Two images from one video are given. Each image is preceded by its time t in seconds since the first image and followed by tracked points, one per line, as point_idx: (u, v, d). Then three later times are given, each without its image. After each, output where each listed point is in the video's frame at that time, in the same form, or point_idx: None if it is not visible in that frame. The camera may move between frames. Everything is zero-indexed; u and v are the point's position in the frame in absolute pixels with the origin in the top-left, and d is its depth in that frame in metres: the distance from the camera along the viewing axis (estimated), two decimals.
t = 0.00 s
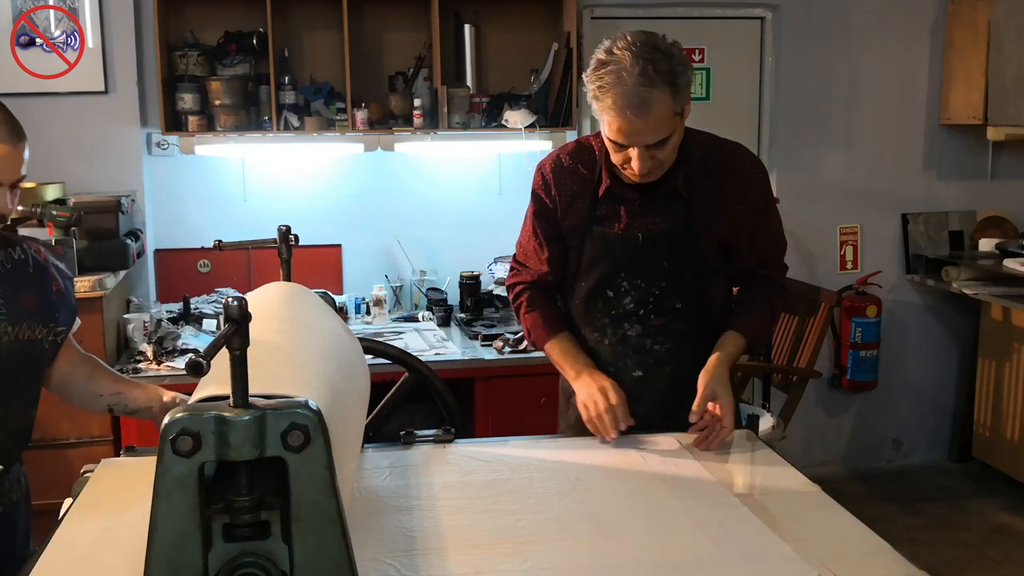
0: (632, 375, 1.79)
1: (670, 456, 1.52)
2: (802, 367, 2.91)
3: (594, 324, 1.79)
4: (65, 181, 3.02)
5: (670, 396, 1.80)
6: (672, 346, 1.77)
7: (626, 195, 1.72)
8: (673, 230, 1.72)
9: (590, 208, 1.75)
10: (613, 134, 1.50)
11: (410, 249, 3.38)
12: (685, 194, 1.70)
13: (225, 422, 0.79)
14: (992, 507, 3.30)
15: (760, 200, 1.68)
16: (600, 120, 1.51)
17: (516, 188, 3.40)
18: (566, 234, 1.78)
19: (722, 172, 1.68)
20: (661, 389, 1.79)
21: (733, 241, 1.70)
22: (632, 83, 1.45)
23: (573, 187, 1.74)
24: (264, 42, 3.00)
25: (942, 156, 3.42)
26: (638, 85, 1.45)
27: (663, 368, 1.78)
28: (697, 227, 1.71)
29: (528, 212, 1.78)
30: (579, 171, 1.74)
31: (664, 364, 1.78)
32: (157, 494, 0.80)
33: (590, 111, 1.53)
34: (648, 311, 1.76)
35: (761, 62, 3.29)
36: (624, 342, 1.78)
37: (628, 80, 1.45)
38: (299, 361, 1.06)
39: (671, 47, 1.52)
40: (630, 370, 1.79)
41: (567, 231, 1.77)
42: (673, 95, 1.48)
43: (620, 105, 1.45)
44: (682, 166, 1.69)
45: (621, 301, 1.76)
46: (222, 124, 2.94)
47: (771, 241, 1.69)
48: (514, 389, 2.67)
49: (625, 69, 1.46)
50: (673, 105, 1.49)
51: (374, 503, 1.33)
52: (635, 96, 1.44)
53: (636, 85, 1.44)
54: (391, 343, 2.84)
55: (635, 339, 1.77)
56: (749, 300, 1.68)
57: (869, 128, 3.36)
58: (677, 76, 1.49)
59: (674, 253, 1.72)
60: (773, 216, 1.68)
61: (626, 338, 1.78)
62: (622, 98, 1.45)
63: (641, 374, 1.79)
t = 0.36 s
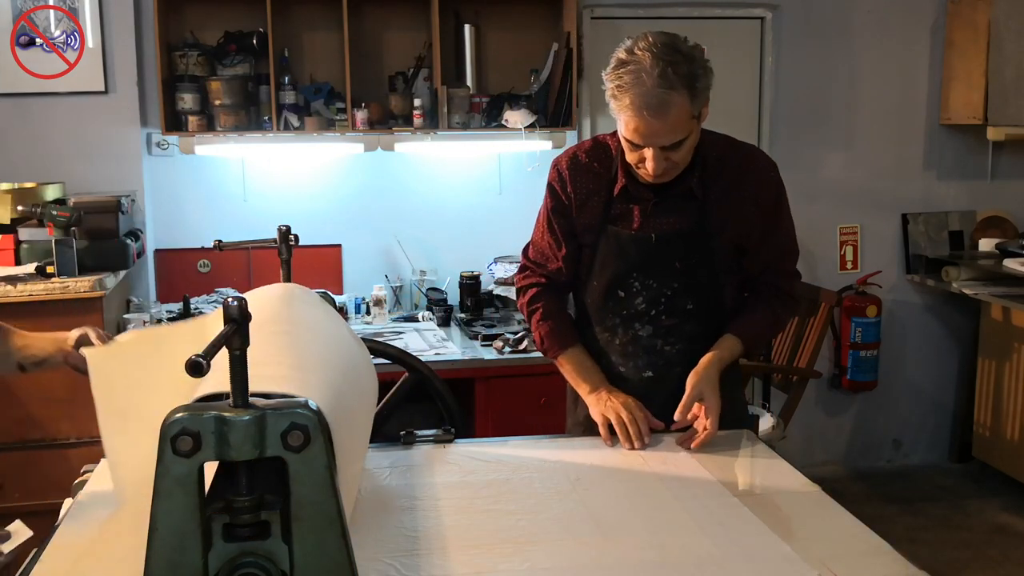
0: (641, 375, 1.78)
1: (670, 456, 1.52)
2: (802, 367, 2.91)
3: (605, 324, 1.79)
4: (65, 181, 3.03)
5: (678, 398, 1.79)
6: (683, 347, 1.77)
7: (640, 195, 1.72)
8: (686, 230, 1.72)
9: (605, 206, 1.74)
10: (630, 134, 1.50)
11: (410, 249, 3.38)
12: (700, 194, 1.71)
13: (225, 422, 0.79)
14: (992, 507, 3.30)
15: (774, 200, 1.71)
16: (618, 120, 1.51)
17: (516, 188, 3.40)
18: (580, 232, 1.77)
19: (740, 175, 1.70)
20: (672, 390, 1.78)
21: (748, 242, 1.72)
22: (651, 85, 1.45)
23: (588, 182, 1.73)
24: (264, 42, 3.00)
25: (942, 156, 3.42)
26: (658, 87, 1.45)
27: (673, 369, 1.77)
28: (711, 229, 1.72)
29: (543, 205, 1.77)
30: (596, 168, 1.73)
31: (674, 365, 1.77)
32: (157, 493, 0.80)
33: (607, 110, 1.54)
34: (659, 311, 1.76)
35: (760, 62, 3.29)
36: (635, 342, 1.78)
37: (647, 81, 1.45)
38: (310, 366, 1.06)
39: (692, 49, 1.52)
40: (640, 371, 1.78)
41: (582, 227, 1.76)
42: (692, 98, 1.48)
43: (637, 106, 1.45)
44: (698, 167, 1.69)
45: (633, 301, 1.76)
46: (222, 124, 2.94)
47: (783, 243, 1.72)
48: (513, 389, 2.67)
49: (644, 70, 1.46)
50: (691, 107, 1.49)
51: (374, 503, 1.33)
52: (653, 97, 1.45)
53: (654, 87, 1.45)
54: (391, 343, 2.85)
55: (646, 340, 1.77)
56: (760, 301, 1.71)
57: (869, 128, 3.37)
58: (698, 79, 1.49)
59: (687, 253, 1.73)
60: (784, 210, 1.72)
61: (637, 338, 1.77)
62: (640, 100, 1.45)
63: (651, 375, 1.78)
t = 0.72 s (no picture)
0: (650, 375, 1.78)
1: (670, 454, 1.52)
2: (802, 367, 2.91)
3: (616, 323, 1.79)
4: (65, 181, 3.03)
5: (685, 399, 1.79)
6: (692, 348, 1.77)
7: (652, 196, 1.72)
8: (697, 232, 1.71)
9: (617, 207, 1.75)
10: (637, 130, 1.51)
11: (410, 249, 3.38)
12: (711, 198, 1.70)
13: (225, 422, 0.79)
14: (992, 507, 3.30)
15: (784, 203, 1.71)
16: (627, 115, 1.51)
17: (516, 189, 3.40)
18: (592, 232, 1.77)
19: (751, 178, 1.69)
20: (681, 391, 1.78)
21: (757, 245, 1.72)
22: (660, 82, 1.45)
23: (601, 183, 1.73)
24: (264, 42, 3.00)
25: (942, 156, 3.42)
26: (668, 86, 1.45)
27: (681, 370, 1.77)
28: (722, 232, 1.71)
29: (557, 204, 1.78)
30: (608, 168, 1.73)
31: (683, 366, 1.77)
32: (157, 493, 0.80)
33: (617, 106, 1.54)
34: (669, 312, 1.76)
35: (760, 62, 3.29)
36: (644, 342, 1.78)
37: (655, 79, 1.46)
38: (320, 374, 1.04)
39: (706, 51, 1.51)
40: (648, 371, 1.78)
41: (594, 228, 1.76)
42: (700, 100, 1.48)
43: (644, 102, 1.46)
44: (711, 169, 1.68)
45: (642, 301, 1.76)
46: (222, 124, 2.94)
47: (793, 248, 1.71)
48: (514, 389, 2.67)
49: (655, 68, 1.46)
50: (700, 110, 1.49)
51: (374, 503, 1.33)
52: (659, 95, 1.45)
53: (662, 84, 1.45)
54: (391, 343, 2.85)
55: (655, 340, 1.77)
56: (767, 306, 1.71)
57: (869, 128, 3.36)
58: (708, 83, 1.48)
59: (698, 255, 1.72)
60: (793, 213, 1.71)
61: (646, 339, 1.77)
62: (647, 96, 1.46)
63: (660, 375, 1.78)
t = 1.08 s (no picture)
0: (652, 375, 1.79)
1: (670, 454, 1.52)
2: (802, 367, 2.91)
3: (619, 322, 1.80)
4: (64, 181, 3.03)
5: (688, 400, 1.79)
6: (695, 349, 1.77)
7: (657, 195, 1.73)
8: (703, 233, 1.72)
9: (625, 206, 1.75)
10: (641, 121, 1.51)
11: (410, 249, 3.38)
12: (718, 199, 1.70)
13: (225, 422, 0.79)
14: (992, 507, 3.30)
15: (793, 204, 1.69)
16: (632, 106, 1.52)
17: (515, 189, 3.40)
18: (597, 230, 1.77)
19: (758, 181, 1.69)
20: (683, 391, 1.78)
21: (763, 248, 1.71)
22: (664, 76, 1.45)
23: (609, 180, 1.74)
24: (264, 42, 3.00)
25: (942, 156, 3.42)
26: (673, 82, 1.45)
27: (683, 370, 1.77)
28: (728, 233, 1.71)
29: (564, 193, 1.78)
30: (617, 167, 1.74)
31: (685, 366, 1.77)
32: (157, 493, 0.80)
33: (623, 98, 1.55)
34: (672, 312, 1.76)
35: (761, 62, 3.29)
36: (646, 341, 1.78)
37: (660, 72, 1.46)
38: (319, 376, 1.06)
39: (720, 56, 1.51)
40: (650, 371, 1.79)
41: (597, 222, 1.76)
42: (704, 100, 1.47)
43: (647, 93, 1.46)
44: (717, 172, 1.69)
45: (646, 301, 1.77)
46: (222, 124, 2.94)
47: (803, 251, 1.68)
48: (514, 389, 2.67)
49: (662, 61, 1.47)
50: (703, 110, 1.48)
51: (374, 503, 1.33)
52: (662, 88, 1.45)
53: (667, 78, 1.45)
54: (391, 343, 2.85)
55: (658, 340, 1.77)
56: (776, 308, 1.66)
57: (869, 128, 3.37)
58: (714, 84, 1.48)
59: (702, 256, 1.72)
60: (801, 216, 1.69)
61: (649, 338, 1.78)
62: (650, 87, 1.46)
63: (662, 375, 1.78)
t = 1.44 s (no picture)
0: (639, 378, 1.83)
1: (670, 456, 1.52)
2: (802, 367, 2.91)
3: (607, 325, 1.83)
4: (64, 181, 3.03)
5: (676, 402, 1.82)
6: (680, 353, 1.79)
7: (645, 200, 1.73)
8: (688, 238, 1.73)
9: (611, 209, 1.76)
10: (625, 128, 1.50)
11: (410, 249, 3.39)
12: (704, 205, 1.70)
13: (225, 422, 0.79)
14: (992, 506, 3.30)
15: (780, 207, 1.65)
16: (617, 112, 1.51)
17: (515, 189, 3.40)
18: (579, 227, 1.79)
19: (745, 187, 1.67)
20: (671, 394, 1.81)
21: (752, 253, 1.69)
22: (649, 81, 1.45)
23: (596, 180, 1.75)
24: (264, 42, 3.00)
25: (942, 156, 3.42)
26: (658, 87, 1.45)
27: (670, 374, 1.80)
28: (715, 237, 1.71)
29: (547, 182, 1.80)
30: (604, 169, 1.74)
31: (671, 369, 1.80)
32: (158, 493, 0.80)
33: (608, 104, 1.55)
34: (658, 316, 1.79)
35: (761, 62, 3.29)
36: (633, 345, 1.81)
37: (645, 78, 1.46)
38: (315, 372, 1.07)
39: (705, 63, 1.51)
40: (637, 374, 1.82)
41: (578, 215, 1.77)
42: (689, 106, 1.47)
43: (631, 99, 1.46)
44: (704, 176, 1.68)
45: (632, 305, 1.79)
46: (222, 124, 2.94)
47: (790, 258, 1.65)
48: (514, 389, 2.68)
49: (646, 68, 1.47)
50: (688, 116, 1.48)
51: (375, 503, 1.33)
52: (647, 94, 1.45)
53: (651, 84, 1.45)
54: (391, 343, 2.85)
55: (644, 343, 1.81)
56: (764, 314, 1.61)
57: (869, 128, 3.37)
58: (699, 91, 1.48)
59: (687, 261, 1.75)
60: (791, 221, 1.65)
61: (636, 342, 1.81)
62: (635, 93, 1.45)
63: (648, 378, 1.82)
